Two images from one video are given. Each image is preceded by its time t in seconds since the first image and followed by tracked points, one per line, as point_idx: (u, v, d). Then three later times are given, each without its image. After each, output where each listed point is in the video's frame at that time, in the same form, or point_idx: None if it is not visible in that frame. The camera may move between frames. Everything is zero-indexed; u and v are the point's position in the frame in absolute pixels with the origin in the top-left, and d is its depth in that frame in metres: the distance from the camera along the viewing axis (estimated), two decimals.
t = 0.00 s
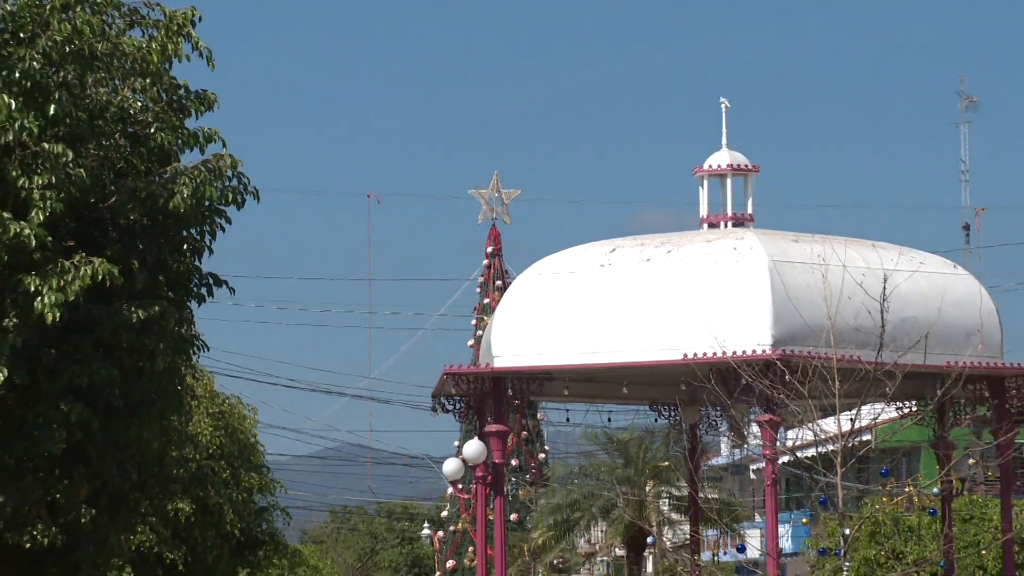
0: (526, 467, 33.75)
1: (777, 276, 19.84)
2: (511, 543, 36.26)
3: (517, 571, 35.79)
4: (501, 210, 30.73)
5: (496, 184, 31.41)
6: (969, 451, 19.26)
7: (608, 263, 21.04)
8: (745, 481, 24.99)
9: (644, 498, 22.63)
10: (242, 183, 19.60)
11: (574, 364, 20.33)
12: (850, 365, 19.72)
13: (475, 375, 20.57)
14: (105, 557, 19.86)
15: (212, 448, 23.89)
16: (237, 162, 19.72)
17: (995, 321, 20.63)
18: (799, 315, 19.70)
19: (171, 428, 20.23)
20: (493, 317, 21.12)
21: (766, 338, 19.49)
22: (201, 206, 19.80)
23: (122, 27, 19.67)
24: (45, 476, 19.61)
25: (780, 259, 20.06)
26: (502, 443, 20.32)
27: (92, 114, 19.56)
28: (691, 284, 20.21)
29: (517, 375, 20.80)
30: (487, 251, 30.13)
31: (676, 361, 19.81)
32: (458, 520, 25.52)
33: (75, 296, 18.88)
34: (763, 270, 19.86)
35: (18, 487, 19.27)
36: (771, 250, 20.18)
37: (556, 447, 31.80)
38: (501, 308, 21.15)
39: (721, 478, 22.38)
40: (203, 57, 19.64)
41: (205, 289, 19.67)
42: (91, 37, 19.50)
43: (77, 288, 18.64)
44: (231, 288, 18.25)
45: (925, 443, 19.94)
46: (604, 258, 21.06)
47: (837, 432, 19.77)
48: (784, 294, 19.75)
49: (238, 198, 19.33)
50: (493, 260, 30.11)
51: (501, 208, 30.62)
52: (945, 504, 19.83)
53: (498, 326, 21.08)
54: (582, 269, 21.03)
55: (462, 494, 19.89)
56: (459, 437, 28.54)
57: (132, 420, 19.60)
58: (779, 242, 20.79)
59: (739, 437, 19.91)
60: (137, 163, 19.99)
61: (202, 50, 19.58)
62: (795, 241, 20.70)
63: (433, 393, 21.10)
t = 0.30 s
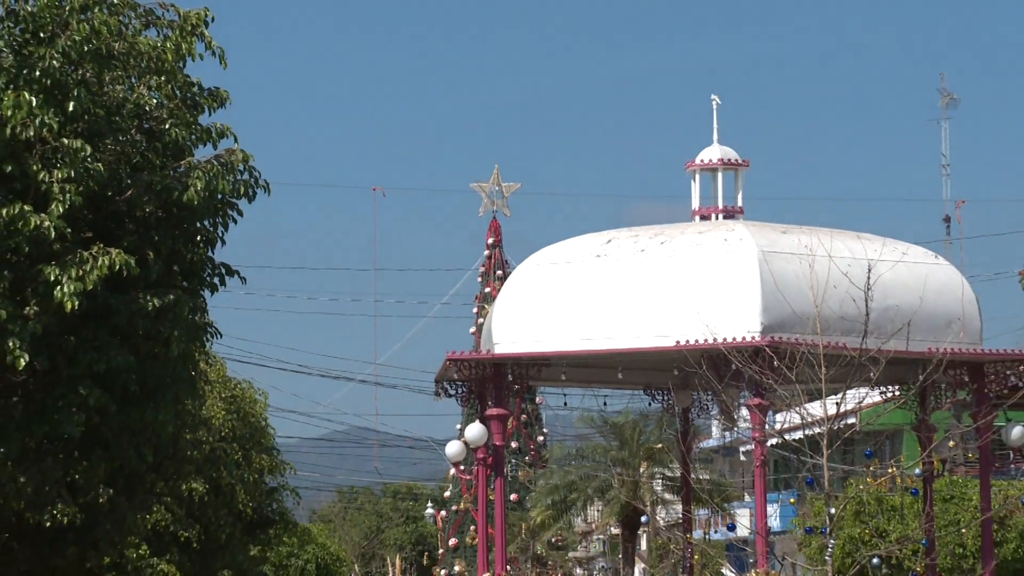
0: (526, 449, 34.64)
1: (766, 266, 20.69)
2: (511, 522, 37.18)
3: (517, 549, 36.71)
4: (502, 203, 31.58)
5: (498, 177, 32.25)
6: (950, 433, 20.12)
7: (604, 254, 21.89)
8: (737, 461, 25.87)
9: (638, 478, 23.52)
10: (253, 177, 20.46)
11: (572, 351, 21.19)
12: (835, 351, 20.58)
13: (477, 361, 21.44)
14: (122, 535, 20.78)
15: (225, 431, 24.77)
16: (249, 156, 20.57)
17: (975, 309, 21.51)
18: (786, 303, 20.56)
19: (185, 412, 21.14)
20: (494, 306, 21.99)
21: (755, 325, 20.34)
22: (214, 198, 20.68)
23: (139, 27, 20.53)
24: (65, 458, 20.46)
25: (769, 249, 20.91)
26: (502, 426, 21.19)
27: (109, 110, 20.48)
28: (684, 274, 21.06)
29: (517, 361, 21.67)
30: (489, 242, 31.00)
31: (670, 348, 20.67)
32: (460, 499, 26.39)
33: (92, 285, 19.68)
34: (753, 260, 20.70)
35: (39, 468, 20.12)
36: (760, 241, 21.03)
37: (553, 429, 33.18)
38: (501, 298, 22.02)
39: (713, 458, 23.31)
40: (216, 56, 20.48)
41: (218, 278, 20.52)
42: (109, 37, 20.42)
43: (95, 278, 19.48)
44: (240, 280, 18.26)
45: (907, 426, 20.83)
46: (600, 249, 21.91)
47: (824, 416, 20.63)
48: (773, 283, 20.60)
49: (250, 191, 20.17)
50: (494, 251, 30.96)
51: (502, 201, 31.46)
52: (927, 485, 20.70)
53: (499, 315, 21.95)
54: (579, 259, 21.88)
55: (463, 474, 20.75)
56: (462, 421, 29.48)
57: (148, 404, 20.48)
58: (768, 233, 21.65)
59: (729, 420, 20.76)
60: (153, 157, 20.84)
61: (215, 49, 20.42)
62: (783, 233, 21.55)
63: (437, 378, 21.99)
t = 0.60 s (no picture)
0: (525, 434, 35.70)
1: (756, 257, 21.58)
2: (511, 502, 38.20)
3: (516, 529, 37.73)
4: (502, 197, 32.49)
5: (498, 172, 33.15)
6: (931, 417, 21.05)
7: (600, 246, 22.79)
8: (727, 444, 26.89)
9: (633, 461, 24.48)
10: (264, 172, 21.37)
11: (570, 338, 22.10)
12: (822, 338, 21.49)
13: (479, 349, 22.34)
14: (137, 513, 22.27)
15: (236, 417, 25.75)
16: (260, 152, 21.48)
17: (956, 299, 22.47)
18: (775, 293, 21.46)
19: (199, 397, 22.09)
20: (495, 296, 22.91)
21: (745, 314, 21.22)
22: (227, 192, 21.60)
23: (155, 28, 21.40)
24: (84, 440, 21.45)
25: (759, 241, 21.81)
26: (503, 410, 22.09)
27: (126, 107, 21.37)
28: (677, 264, 21.95)
29: (517, 349, 22.58)
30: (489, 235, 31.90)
31: (664, 335, 21.57)
32: (463, 480, 27.34)
33: (110, 276, 20.38)
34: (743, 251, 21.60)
35: (59, 450, 21.13)
36: (750, 233, 21.93)
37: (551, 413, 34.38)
38: (502, 288, 22.94)
39: (704, 442, 24.30)
40: (229, 55, 21.36)
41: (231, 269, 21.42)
42: (126, 37, 21.42)
43: (112, 269, 20.20)
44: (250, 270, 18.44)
45: (892, 410, 21.77)
46: (596, 241, 22.82)
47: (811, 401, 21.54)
48: (762, 273, 21.49)
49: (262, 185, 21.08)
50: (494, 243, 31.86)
51: (502, 196, 32.37)
52: (910, 466, 21.63)
53: (500, 305, 22.87)
54: (577, 251, 22.78)
55: (466, 457, 21.68)
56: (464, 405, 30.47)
57: (164, 388, 21.41)
58: (758, 226, 22.56)
59: (720, 405, 21.65)
60: (169, 152, 21.64)
61: (229, 49, 21.31)
62: (772, 225, 22.46)
63: (440, 364, 22.93)
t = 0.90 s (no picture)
0: (524, 417, 36.67)
1: (746, 248, 22.42)
2: (511, 483, 39.13)
3: (517, 509, 38.67)
4: (502, 190, 33.31)
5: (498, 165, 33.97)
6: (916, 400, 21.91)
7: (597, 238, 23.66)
8: (718, 427, 27.88)
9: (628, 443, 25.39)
10: (273, 166, 22.23)
11: (568, 326, 22.99)
12: (809, 326, 22.35)
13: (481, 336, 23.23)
14: (153, 493, 23.40)
15: (245, 401, 26.71)
16: (270, 147, 22.34)
17: (938, 288, 23.37)
18: (765, 282, 22.32)
19: (212, 383, 23.04)
20: (496, 286, 23.80)
21: (736, 303, 22.07)
22: (238, 185, 22.46)
23: (169, 28, 22.26)
24: (101, 424, 22.39)
25: (749, 232, 22.68)
26: (503, 395, 22.85)
27: (141, 104, 22.26)
28: (670, 255, 22.80)
29: (517, 336, 23.50)
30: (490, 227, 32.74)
31: (658, 323, 22.44)
32: (464, 461, 28.24)
33: (125, 265, 21.20)
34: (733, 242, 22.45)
35: (77, 433, 22.06)
36: (740, 225, 22.79)
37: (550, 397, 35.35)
38: (503, 278, 23.83)
39: (696, 424, 25.26)
40: (240, 54, 22.19)
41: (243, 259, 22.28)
42: (141, 37, 22.27)
43: (128, 258, 21.03)
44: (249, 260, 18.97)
45: (876, 395, 22.66)
46: (593, 233, 23.69)
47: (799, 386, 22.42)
48: (753, 263, 22.34)
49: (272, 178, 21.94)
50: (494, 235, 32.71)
51: (502, 189, 33.19)
52: (894, 448, 22.53)
53: (501, 294, 23.76)
54: (575, 242, 23.66)
55: (468, 440, 22.56)
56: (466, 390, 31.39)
57: (178, 373, 22.32)
58: (748, 217, 23.43)
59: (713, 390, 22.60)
60: (182, 147, 22.60)
61: (240, 48, 22.15)
62: (763, 217, 23.33)
63: (443, 351, 23.81)
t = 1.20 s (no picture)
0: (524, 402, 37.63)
1: (737, 238, 23.28)
2: (511, 463, 40.07)
3: (516, 489, 39.63)
4: (502, 182, 34.18)
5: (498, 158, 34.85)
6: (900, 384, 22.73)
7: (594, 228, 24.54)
8: (711, 410, 28.82)
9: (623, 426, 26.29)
10: (282, 159, 23.13)
11: (566, 314, 23.87)
12: (797, 313, 23.23)
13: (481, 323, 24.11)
14: (166, 474, 24.23)
15: (255, 385, 27.65)
16: (279, 141, 23.22)
17: (922, 276, 24.26)
18: (755, 271, 23.18)
19: (223, 367, 23.95)
20: (497, 274, 24.70)
21: (727, 291, 22.93)
22: (248, 177, 23.40)
23: (182, 26, 23.12)
24: (117, 408, 23.24)
25: (739, 223, 23.54)
26: (504, 379, 23.67)
27: (156, 99, 23.10)
28: (664, 245, 23.66)
29: (517, 323, 24.41)
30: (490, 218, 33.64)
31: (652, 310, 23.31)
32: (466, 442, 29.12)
33: (140, 255, 22.03)
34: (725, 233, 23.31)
35: (94, 416, 22.94)
36: (731, 216, 23.66)
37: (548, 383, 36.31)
38: (503, 267, 24.72)
39: (689, 407, 26.20)
40: (250, 51, 23.04)
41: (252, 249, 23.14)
42: (155, 35, 23.13)
43: (143, 248, 21.87)
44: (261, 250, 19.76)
45: (862, 379, 23.52)
46: (590, 224, 24.57)
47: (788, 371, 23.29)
48: (743, 252, 23.19)
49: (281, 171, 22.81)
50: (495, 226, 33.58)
51: (503, 181, 34.06)
52: (879, 431, 23.30)
53: (501, 283, 24.65)
54: (572, 232, 24.53)
55: (469, 423, 23.44)
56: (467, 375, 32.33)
57: (190, 359, 23.17)
58: (739, 209, 24.30)
59: (705, 375, 23.50)
60: (194, 141, 23.53)
61: (249, 46, 23.02)
62: (753, 209, 24.21)
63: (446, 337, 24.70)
